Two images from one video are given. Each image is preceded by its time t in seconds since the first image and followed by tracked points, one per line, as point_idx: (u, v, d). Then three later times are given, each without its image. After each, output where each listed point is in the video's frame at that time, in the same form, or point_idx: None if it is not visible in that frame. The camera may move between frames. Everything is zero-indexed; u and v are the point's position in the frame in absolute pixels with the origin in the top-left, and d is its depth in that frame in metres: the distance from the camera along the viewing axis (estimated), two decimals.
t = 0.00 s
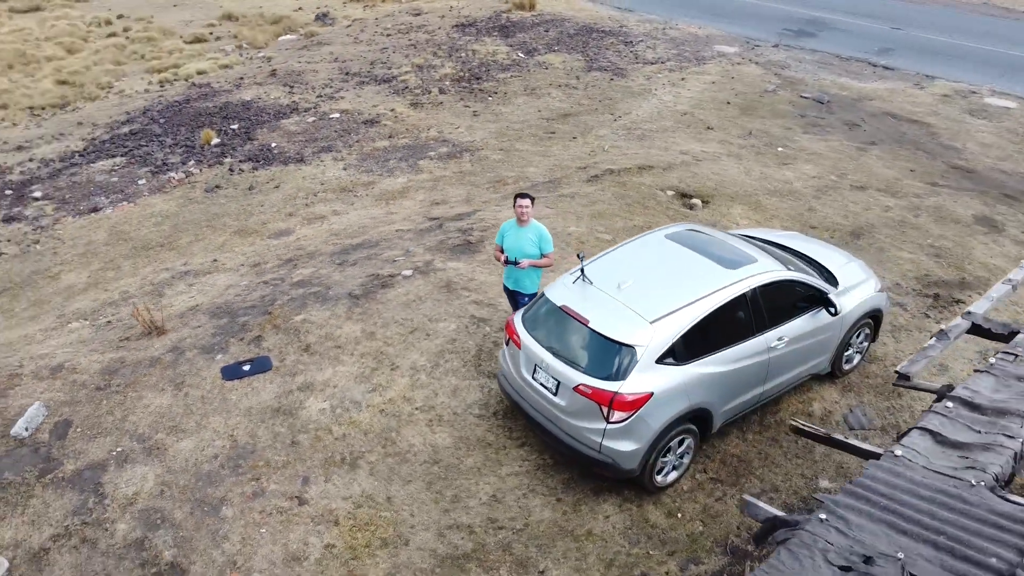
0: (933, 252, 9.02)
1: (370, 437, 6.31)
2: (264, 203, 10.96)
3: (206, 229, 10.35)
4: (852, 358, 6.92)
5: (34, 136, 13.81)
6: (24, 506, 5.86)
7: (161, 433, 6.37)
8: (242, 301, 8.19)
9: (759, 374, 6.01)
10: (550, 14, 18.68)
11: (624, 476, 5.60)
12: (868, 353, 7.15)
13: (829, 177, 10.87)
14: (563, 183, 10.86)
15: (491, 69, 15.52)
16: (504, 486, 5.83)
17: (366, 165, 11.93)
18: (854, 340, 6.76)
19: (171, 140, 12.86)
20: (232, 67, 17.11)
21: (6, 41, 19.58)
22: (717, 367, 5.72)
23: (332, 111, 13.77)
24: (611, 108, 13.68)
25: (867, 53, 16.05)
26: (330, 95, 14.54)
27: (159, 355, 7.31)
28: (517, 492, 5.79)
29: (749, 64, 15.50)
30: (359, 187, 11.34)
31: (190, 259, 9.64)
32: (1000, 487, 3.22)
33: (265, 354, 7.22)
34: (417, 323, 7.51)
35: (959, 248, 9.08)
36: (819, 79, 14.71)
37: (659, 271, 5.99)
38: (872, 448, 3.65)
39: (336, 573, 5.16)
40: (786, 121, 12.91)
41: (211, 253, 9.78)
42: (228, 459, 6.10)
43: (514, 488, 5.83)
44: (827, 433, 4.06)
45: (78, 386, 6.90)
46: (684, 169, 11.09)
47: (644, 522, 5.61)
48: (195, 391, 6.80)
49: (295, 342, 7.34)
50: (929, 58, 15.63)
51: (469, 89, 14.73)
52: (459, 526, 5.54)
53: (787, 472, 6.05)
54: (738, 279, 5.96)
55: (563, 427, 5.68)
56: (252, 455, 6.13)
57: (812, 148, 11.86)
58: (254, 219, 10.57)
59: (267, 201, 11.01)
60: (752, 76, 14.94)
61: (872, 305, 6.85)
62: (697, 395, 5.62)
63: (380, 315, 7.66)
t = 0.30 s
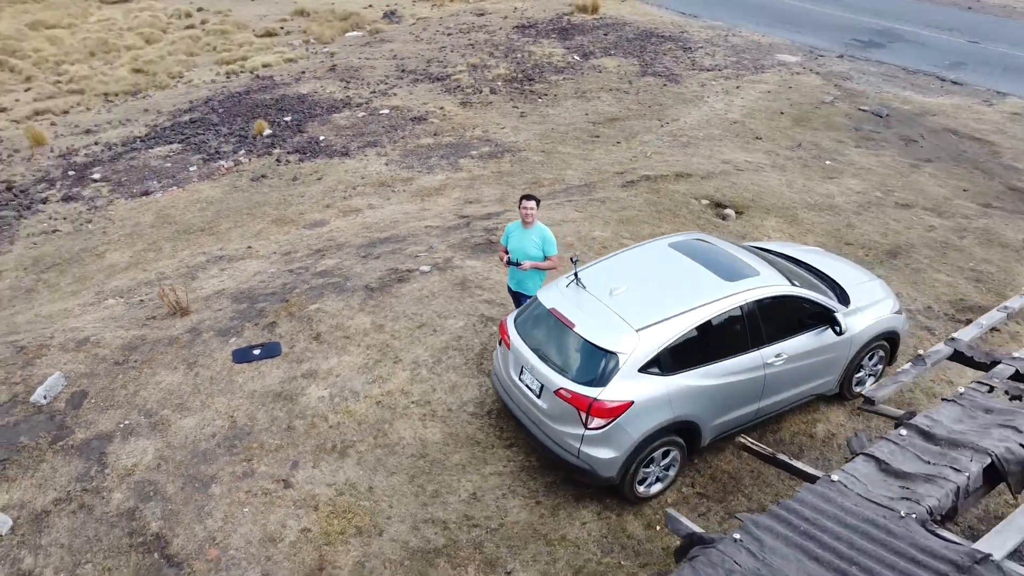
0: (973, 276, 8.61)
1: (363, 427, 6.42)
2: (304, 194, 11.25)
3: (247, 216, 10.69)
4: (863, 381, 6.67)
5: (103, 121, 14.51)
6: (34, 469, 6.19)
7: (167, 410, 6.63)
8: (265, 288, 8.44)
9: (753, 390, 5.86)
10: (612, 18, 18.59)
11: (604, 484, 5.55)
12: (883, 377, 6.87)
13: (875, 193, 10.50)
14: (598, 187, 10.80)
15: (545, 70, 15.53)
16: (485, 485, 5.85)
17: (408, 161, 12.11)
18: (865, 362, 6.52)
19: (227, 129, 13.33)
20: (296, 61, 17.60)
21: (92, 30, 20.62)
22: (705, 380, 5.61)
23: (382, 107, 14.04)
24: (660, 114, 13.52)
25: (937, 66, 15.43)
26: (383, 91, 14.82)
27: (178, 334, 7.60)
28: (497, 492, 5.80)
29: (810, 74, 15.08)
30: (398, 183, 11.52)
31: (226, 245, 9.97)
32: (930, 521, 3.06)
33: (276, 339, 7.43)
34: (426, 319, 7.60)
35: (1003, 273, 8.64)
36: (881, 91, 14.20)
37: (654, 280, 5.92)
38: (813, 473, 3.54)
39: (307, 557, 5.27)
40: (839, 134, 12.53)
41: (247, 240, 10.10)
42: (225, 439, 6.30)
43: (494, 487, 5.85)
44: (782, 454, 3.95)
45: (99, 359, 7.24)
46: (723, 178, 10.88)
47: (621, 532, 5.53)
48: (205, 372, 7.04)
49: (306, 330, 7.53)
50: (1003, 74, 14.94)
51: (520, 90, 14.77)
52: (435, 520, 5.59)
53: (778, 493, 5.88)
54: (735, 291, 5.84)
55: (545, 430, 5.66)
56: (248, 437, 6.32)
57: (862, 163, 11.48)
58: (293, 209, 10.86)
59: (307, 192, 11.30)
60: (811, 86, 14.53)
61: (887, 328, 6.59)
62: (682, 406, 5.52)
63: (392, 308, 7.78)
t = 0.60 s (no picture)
0: (1012, 301, 8.19)
1: (356, 417, 6.53)
2: (342, 187, 11.48)
3: (284, 206, 10.99)
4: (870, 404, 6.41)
5: (166, 108, 15.12)
6: (46, 436, 6.52)
7: (175, 388, 6.88)
8: (287, 276, 8.67)
9: (743, 406, 5.73)
10: (673, 22, 18.36)
11: (579, 490, 5.50)
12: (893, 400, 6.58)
13: (919, 211, 10.10)
14: (630, 193, 10.71)
15: (596, 73, 15.46)
16: (466, 483, 5.88)
17: (447, 159, 12.23)
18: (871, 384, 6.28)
19: (278, 121, 13.72)
20: (356, 57, 17.98)
21: (169, 21, 21.49)
22: (689, 392, 5.50)
23: (430, 105, 14.21)
24: (707, 121, 13.30)
25: (1009, 81, 14.73)
26: (434, 89, 15.00)
27: (197, 316, 7.87)
28: (477, 490, 5.83)
29: (870, 85, 14.59)
30: (434, 180, 11.65)
31: (261, 233, 10.27)
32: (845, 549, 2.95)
33: (287, 326, 7.62)
34: (434, 315, 7.68)
35: None
36: (944, 106, 13.63)
37: (646, 287, 5.84)
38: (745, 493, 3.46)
39: (281, 540, 5.40)
40: (892, 149, 12.09)
41: (281, 229, 10.38)
42: (223, 419, 6.50)
43: (474, 485, 5.87)
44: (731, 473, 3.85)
45: (120, 335, 7.56)
46: (760, 188, 10.65)
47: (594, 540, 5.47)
48: (216, 354, 7.28)
49: (318, 319, 7.70)
50: None
51: (569, 92, 14.74)
52: (410, 513, 5.65)
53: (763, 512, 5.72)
54: (728, 303, 5.71)
55: (525, 431, 5.65)
56: (245, 419, 6.51)
57: (911, 179, 11.06)
58: (329, 201, 11.10)
59: (346, 185, 11.54)
60: (870, 98, 14.06)
61: (898, 350, 6.33)
62: (662, 417, 5.43)
63: (403, 302, 7.89)
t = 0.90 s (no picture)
0: None
1: (350, 407, 6.64)
2: (377, 182, 11.68)
3: (320, 199, 11.24)
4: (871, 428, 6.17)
5: (224, 100, 15.63)
6: (60, 408, 6.84)
7: (183, 369, 7.12)
8: (307, 267, 8.87)
9: (727, 421, 5.61)
10: (732, 29, 18.04)
11: (553, 494, 5.48)
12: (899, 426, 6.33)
13: (961, 232, 9.68)
14: (661, 200, 10.58)
15: (646, 78, 15.31)
16: (446, 480, 5.92)
17: (484, 159, 12.31)
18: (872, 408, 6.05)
19: (326, 116, 14.03)
20: (412, 56, 18.24)
21: (239, 16, 22.19)
22: (669, 403, 5.42)
23: (476, 104, 14.32)
24: (752, 130, 13.03)
25: None
26: (481, 89, 15.10)
27: (216, 301, 8.13)
28: (456, 488, 5.86)
29: (930, 99, 14.05)
30: (468, 179, 11.73)
31: (293, 224, 10.53)
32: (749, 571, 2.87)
33: (299, 316, 7.80)
34: (441, 312, 7.74)
35: None
36: (1007, 123, 13.02)
37: (635, 295, 5.77)
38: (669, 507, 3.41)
39: (258, 522, 5.54)
40: (943, 166, 11.62)
41: (313, 221, 10.62)
42: (223, 402, 6.70)
43: (454, 482, 5.90)
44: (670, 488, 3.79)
45: (142, 315, 7.86)
46: (795, 201, 10.38)
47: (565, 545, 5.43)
48: (227, 339, 7.50)
49: (328, 310, 7.85)
50: None
51: (616, 97, 14.65)
52: (386, 506, 5.72)
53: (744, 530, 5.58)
54: (718, 316, 5.59)
55: (504, 432, 5.66)
56: (244, 403, 6.69)
57: (958, 198, 10.61)
58: (363, 196, 11.31)
59: (381, 181, 11.73)
60: (928, 112, 13.54)
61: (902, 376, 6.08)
62: (640, 427, 5.36)
63: (413, 298, 7.98)
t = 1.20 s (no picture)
0: None
1: (345, 399, 6.75)
2: (412, 180, 11.83)
3: (355, 193, 11.45)
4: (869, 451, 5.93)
5: (279, 94, 16.07)
6: (77, 383, 7.17)
7: (194, 352, 7.36)
8: (329, 259, 9.05)
9: (708, 436, 5.50)
10: (793, 37, 17.62)
11: (526, 497, 5.46)
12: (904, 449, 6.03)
13: (1004, 255, 9.24)
14: (691, 209, 10.42)
15: (696, 85, 15.08)
16: (427, 476, 5.96)
17: (521, 161, 12.34)
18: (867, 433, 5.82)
19: (373, 112, 14.28)
20: (467, 56, 18.40)
21: (307, 12, 22.75)
22: (645, 413, 5.34)
23: (520, 106, 14.36)
24: (798, 142, 12.71)
25: None
26: (529, 91, 15.13)
27: (236, 287, 8.38)
28: (435, 485, 5.89)
29: (993, 115, 13.44)
30: (502, 179, 11.78)
31: (325, 217, 10.77)
32: None
33: (311, 306, 7.97)
34: (449, 310, 7.80)
35: None
36: None
37: (623, 303, 5.71)
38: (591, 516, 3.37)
39: (239, 504, 5.70)
40: (996, 186, 11.11)
41: (345, 215, 10.82)
42: (226, 386, 6.91)
43: (434, 479, 5.95)
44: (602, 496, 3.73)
45: (164, 297, 8.17)
46: (830, 215, 10.08)
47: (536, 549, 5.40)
48: (240, 325, 7.72)
49: (340, 302, 8.01)
50: None
51: (663, 103, 14.48)
52: (365, 497, 5.80)
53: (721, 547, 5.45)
54: (704, 328, 5.49)
55: (483, 433, 5.68)
56: (246, 388, 6.88)
57: (1007, 220, 10.13)
58: (396, 192, 11.47)
59: (417, 178, 11.88)
60: (988, 129, 12.95)
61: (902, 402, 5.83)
62: (614, 436, 5.30)
63: (423, 295, 8.07)
